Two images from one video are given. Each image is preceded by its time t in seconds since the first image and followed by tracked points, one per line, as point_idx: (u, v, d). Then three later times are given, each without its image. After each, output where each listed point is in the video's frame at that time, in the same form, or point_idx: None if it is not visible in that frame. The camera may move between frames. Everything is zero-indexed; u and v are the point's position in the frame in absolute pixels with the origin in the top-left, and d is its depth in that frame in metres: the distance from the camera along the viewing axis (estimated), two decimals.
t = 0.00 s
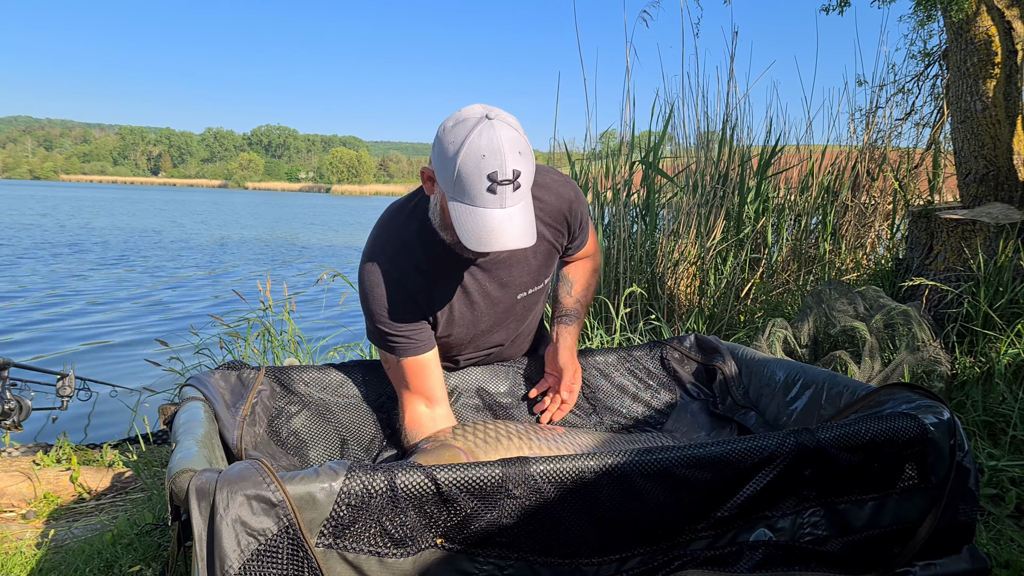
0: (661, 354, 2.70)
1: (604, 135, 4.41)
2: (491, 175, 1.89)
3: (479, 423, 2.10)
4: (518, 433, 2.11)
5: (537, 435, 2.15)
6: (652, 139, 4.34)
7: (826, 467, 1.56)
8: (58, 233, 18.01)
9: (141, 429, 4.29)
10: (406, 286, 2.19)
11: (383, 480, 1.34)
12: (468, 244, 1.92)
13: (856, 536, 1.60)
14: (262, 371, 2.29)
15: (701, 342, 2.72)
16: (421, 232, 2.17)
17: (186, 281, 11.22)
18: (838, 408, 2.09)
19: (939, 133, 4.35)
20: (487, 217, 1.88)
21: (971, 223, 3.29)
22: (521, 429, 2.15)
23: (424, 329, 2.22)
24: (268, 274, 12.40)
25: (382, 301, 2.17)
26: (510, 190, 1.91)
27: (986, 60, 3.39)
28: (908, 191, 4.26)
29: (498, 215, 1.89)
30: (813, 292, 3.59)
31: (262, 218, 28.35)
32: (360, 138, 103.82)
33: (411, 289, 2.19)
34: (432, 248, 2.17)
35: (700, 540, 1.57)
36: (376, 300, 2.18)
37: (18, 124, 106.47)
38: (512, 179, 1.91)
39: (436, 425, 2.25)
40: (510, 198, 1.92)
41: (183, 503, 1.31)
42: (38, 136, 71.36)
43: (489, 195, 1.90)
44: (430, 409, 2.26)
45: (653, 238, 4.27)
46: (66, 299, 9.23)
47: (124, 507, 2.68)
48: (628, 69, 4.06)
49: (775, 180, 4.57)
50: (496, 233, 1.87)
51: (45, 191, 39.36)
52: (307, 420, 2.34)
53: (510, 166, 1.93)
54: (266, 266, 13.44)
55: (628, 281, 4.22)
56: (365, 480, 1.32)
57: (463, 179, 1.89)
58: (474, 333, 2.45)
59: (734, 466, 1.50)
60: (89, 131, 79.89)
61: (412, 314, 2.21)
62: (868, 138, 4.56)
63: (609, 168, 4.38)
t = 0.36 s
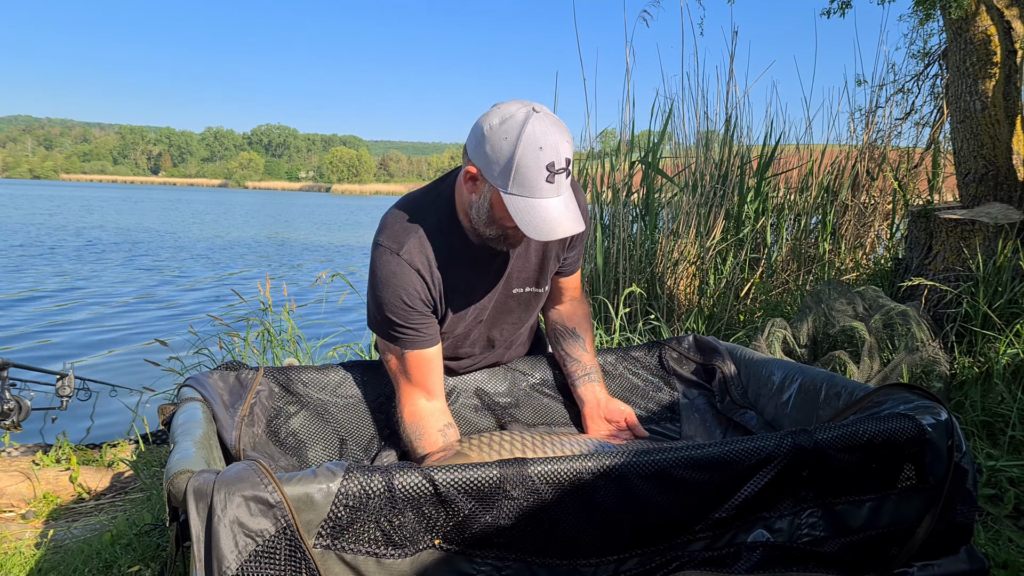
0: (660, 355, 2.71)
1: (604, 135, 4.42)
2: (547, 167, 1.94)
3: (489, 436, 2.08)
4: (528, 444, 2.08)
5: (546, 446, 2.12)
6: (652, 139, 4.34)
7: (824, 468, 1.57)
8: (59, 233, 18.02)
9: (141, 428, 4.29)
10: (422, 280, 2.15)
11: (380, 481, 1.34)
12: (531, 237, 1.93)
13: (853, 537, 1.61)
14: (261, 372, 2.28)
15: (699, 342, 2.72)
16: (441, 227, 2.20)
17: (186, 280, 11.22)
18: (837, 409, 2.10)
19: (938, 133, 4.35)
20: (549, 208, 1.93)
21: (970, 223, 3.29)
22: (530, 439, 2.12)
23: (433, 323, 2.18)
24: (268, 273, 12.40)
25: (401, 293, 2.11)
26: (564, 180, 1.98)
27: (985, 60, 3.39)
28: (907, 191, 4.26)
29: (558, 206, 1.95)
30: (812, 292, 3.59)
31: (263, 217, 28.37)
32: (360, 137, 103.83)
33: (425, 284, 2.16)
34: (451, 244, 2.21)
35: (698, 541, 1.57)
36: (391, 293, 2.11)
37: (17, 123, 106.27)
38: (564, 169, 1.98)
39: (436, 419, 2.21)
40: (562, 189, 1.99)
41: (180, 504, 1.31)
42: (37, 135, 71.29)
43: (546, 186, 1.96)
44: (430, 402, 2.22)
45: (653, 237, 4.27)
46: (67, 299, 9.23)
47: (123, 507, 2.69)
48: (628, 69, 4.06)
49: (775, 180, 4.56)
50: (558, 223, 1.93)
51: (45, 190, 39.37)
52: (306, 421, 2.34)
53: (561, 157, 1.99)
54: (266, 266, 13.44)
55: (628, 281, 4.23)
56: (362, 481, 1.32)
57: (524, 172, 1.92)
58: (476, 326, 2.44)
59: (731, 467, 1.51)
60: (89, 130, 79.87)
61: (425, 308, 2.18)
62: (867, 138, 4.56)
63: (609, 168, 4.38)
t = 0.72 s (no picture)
0: (659, 355, 2.71)
1: (603, 135, 4.44)
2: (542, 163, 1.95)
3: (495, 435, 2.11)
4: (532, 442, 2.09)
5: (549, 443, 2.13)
6: (651, 138, 4.34)
7: (821, 468, 1.57)
8: (59, 233, 18.02)
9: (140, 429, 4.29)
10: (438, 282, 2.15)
11: (378, 480, 1.34)
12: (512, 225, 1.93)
13: (850, 536, 1.61)
14: (258, 371, 2.29)
15: (697, 342, 2.72)
16: (462, 233, 2.17)
17: (186, 280, 11.22)
18: (835, 408, 2.10)
19: (938, 133, 4.35)
20: (537, 204, 1.92)
21: (968, 223, 3.30)
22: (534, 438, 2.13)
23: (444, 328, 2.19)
24: (268, 273, 12.40)
25: (414, 297, 2.11)
26: (559, 178, 1.97)
27: (983, 60, 3.39)
28: (906, 190, 4.26)
29: (546, 202, 1.93)
30: (810, 292, 3.60)
31: (263, 217, 28.36)
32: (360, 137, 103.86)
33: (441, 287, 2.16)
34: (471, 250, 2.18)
35: (695, 540, 1.57)
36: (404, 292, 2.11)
37: (17, 123, 106.30)
38: (563, 170, 1.97)
39: (438, 418, 2.24)
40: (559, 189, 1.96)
41: (177, 504, 1.31)
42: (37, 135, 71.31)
43: (539, 182, 1.95)
44: (432, 401, 2.25)
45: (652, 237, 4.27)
46: (67, 299, 9.23)
47: (122, 507, 2.69)
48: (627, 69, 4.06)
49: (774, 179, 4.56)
50: (541, 219, 1.90)
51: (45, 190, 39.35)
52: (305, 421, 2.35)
53: (562, 158, 1.99)
54: (265, 266, 13.44)
55: (627, 280, 4.23)
56: (359, 481, 1.33)
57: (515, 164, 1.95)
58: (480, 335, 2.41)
59: (728, 466, 1.51)
60: (90, 130, 80.03)
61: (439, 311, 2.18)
62: (866, 137, 4.56)
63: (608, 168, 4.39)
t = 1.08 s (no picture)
0: (656, 354, 2.71)
1: (602, 136, 4.46)
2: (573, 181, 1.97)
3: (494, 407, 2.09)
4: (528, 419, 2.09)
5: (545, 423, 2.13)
6: (650, 138, 4.35)
7: (818, 466, 1.57)
8: (58, 232, 18.03)
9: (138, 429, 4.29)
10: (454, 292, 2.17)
11: (375, 479, 1.34)
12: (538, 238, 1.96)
13: (847, 532, 1.61)
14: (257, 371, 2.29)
15: (695, 342, 2.73)
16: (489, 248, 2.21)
17: (184, 280, 11.21)
18: (831, 407, 2.10)
19: (936, 133, 4.36)
20: (568, 218, 1.94)
21: (966, 223, 3.30)
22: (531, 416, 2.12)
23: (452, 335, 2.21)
24: (267, 273, 12.40)
25: (431, 302, 2.12)
26: (591, 198, 1.99)
27: (982, 61, 3.40)
28: (905, 190, 4.27)
29: (576, 218, 1.95)
30: (809, 292, 3.61)
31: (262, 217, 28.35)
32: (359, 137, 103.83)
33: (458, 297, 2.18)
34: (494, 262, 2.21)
35: (693, 537, 1.57)
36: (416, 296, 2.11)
37: (16, 122, 106.20)
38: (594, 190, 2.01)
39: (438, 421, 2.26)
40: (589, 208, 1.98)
41: (175, 503, 1.32)
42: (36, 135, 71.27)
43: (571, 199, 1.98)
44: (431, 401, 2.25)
45: (650, 237, 4.27)
46: (66, 298, 9.24)
47: (122, 507, 2.69)
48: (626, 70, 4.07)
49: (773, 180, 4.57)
50: (570, 231, 1.92)
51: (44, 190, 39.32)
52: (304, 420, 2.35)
53: (594, 180, 2.03)
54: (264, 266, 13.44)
55: (625, 280, 4.23)
56: (356, 480, 1.33)
57: (548, 180, 1.98)
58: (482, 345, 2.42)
59: (724, 464, 1.51)
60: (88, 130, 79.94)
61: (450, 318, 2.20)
62: (865, 137, 4.57)
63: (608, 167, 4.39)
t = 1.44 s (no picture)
0: (653, 353, 2.71)
1: (601, 135, 4.48)
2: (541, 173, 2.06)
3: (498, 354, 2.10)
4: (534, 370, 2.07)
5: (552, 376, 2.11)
6: (649, 137, 4.36)
7: (816, 457, 1.58)
8: (58, 232, 18.04)
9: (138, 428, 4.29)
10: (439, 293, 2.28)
11: (373, 475, 1.34)
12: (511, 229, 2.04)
13: (847, 524, 1.60)
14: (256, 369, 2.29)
15: (692, 340, 2.73)
16: (464, 248, 2.31)
17: (184, 279, 11.21)
18: (827, 400, 2.10)
19: (936, 132, 4.36)
20: (535, 205, 2.03)
21: (966, 222, 3.30)
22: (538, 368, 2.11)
23: (444, 333, 2.32)
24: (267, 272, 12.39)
25: (411, 301, 2.24)
26: (557, 186, 2.08)
27: (981, 60, 3.40)
28: (905, 189, 4.27)
29: (543, 205, 2.03)
30: (808, 291, 3.61)
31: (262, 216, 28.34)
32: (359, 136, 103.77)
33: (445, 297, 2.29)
34: (473, 261, 2.30)
35: (692, 530, 1.57)
36: (400, 302, 2.24)
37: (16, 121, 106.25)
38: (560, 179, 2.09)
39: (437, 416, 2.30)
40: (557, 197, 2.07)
41: (174, 500, 1.32)
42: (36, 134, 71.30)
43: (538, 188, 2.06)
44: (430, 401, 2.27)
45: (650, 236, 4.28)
46: (66, 297, 9.24)
47: (121, 507, 2.69)
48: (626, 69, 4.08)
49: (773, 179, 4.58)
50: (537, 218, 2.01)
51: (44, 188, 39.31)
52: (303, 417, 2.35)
53: (561, 170, 2.12)
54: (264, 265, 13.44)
55: (625, 279, 4.23)
56: (355, 475, 1.33)
57: (516, 170, 2.07)
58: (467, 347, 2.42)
59: (722, 456, 1.51)
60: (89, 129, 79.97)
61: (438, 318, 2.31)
62: (865, 136, 4.57)
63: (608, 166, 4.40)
